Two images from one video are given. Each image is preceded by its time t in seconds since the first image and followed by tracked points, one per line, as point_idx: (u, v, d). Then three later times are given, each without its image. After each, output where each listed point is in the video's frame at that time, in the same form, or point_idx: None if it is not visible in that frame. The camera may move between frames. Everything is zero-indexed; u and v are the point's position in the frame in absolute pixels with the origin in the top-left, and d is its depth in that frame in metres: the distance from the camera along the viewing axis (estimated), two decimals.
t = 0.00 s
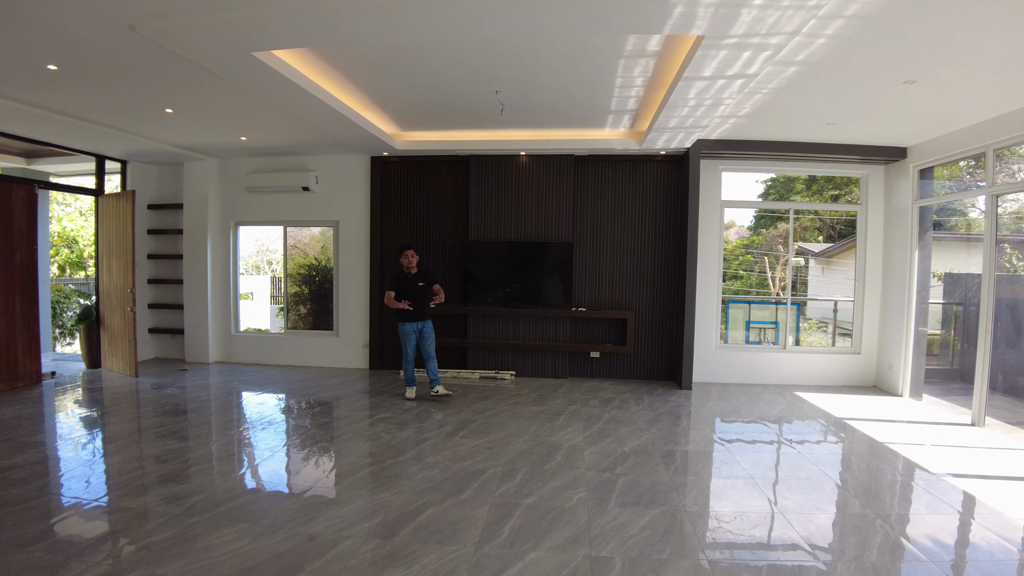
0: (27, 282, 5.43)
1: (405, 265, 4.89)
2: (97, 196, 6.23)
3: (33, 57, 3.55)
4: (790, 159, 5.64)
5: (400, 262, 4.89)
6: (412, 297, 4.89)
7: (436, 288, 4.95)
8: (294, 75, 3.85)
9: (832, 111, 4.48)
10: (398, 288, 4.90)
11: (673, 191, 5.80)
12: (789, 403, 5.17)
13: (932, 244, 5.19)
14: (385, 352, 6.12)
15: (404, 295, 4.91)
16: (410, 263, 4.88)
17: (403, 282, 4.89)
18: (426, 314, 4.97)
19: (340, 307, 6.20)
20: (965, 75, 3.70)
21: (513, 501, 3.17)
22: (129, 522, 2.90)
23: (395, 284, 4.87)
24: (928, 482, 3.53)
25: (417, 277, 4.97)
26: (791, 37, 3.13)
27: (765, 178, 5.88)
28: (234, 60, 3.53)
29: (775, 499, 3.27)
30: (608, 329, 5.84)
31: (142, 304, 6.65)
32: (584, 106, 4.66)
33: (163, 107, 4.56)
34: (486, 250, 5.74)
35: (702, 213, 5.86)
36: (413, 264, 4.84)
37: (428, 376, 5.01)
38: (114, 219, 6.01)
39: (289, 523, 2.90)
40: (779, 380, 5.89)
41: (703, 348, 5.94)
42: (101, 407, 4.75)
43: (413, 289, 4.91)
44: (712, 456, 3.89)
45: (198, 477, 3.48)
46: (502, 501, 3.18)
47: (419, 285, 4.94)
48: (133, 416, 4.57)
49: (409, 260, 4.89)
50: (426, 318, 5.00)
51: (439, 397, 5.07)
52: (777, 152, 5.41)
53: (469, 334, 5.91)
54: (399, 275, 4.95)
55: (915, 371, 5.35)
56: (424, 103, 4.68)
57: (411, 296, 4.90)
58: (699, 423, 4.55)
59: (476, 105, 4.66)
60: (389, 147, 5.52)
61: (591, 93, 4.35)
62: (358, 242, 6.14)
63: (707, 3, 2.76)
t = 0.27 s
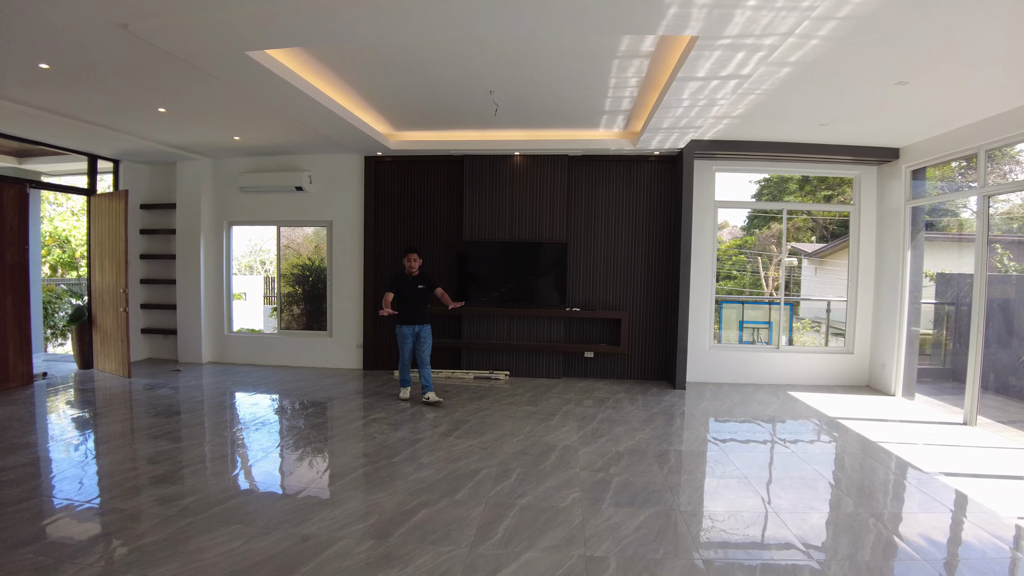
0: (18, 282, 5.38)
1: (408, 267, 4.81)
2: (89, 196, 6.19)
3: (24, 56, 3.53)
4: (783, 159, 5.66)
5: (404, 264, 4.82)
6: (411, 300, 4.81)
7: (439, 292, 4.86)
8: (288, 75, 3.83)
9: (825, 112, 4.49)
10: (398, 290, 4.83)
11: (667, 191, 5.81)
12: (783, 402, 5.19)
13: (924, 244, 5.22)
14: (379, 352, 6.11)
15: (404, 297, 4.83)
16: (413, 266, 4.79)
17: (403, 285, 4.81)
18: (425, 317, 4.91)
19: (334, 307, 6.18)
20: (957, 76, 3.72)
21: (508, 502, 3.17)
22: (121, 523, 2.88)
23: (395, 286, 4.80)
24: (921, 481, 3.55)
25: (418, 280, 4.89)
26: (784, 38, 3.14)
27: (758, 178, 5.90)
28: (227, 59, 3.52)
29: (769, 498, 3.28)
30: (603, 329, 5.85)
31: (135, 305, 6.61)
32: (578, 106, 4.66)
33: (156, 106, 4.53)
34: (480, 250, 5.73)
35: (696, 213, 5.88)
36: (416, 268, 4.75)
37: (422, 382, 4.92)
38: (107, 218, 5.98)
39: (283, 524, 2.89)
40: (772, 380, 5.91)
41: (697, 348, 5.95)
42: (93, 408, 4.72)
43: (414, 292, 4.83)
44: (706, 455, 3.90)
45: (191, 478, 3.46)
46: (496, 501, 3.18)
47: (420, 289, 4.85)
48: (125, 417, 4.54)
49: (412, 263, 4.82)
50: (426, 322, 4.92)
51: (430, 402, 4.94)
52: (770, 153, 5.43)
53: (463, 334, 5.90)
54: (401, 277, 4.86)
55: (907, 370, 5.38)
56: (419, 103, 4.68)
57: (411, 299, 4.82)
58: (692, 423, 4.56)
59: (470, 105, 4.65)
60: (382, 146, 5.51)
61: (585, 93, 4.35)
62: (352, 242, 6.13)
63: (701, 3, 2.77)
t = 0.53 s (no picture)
0: (11, 282, 5.35)
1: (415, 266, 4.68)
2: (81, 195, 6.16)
3: (16, 54, 3.50)
4: (777, 159, 5.67)
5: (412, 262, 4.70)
6: (415, 300, 4.70)
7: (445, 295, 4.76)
8: (281, 74, 3.82)
9: (820, 111, 4.50)
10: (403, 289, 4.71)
11: (662, 191, 5.82)
12: (777, 402, 5.21)
13: (918, 244, 5.24)
14: (373, 352, 6.10)
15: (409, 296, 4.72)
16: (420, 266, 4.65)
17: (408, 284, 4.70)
18: (428, 318, 4.78)
19: (328, 307, 6.16)
20: (951, 76, 3.73)
21: (503, 502, 3.17)
22: (114, 524, 2.87)
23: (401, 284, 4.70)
24: (915, 480, 3.56)
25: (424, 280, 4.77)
26: (779, 38, 3.15)
27: (752, 178, 5.91)
28: (222, 58, 3.50)
29: (764, 497, 3.29)
30: (597, 329, 5.85)
31: (128, 305, 6.58)
32: (572, 106, 4.67)
33: (150, 105, 4.51)
34: (475, 250, 5.72)
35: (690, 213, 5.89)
36: (422, 268, 4.61)
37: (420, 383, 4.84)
38: (100, 218, 5.95)
39: (277, 525, 2.88)
40: (767, 379, 5.93)
41: (691, 347, 5.96)
42: (86, 409, 4.69)
43: (418, 292, 4.72)
44: (700, 455, 3.91)
45: (185, 479, 3.45)
46: (491, 501, 3.17)
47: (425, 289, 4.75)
48: (119, 418, 4.51)
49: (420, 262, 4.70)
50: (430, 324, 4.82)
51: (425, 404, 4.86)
52: (764, 153, 5.44)
53: (457, 334, 5.89)
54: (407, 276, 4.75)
55: (901, 369, 5.40)
56: (414, 103, 4.67)
57: (415, 299, 4.71)
58: (687, 422, 4.57)
59: (464, 105, 4.64)
60: (377, 146, 5.49)
61: (580, 93, 4.36)
62: (346, 241, 6.11)
63: (696, 3, 2.77)
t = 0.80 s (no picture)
0: (5, 282, 5.32)
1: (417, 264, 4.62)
2: (75, 195, 6.14)
3: (9, 52, 3.47)
4: (772, 159, 5.69)
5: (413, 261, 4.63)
6: (419, 299, 4.66)
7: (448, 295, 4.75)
8: (276, 73, 3.81)
9: (815, 112, 4.51)
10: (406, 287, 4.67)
11: (657, 191, 5.83)
12: (772, 401, 5.22)
13: (912, 244, 5.26)
14: (369, 353, 6.09)
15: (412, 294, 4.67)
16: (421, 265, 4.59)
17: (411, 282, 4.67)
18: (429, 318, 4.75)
19: (323, 307, 6.15)
20: (945, 77, 3.75)
21: (499, 501, 3.17)
22: (108, 525, 2.85)
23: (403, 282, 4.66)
24: (910, 479, 3.58)
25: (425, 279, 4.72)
26: (774, 39, 3.15)
27: (747, 179, 5.93)
28: (217, 57, 3.49)
29: (759, 496, 3.30)
30: (593, 329, 5.86)
31: (122, 305, 6.55)
32: (568, 106, 4.67)
33: (144, 104, 4.48)
34: (470, 250, 5.72)
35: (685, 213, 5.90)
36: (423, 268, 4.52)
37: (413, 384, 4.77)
38: (94, 218, 5.92)
39: (272, 525, 2.87)
40: (762, 379, 5.95)
41: (686, 347, 5.98)
42: (80, 409, 4.67)
43: (419, 290, 4.69)
44: (696, 454, 3.92)
45: (180, 480, 3.43)
46: (487, 501, 3.17)
47: (426, 288, 4.72)
48: (113, 418, 4.49)
49: (420, 261, 4.64)
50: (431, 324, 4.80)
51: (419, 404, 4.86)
52: (759, 153, 5.45)
53: (453, 334, 5.89)
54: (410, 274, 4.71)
55: (895, 369, 5.42)
56: (409, 102, 4.66)
57: (417, 298, 4.67)
58: (682, 422, 4.58)
59: (460, 104, 4.64)
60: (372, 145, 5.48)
61: (576, 93, 4.36)
62: (341, 241, 6.10)
63: (692, 3, 2.77)
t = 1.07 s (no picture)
0: None
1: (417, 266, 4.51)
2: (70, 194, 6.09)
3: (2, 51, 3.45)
4: (767, 159, 5.70)
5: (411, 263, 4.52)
6: (424, 299, 4.56)
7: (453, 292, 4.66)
8: (272, 72, 3.80)
9: (811, 112, 4.52)
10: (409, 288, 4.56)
11: (653, 191, 5.84)
12: (767, 400, 5.23)
13: (907, 244, 5.28)
14: (364, 353, 6.08)
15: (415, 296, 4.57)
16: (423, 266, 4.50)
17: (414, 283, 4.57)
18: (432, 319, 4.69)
19: (318, 307, 6.14)
20: (941, 77, 3.76)
21: (495, 501, 3.16)
22: (104, 526, 2.84)
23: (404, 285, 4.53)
24: (905, 478, 3.59)
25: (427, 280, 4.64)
26: (769, 39, 3.16)
27: (742, 179, 5.94)
28: (213, 56, 3.47)
29: (755, 496, 3.31)
30: (589, 329, 5.86)
31: (117, 305, 6.52)
32: (564, 106, 4.68)
33: (139, 103, 4.46)
34: (467, 250, 5.71)
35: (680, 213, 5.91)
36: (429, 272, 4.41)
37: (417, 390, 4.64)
38: (89, 218, 5.90)
39: (269, 526, 2.86)
40: (757, 378, 5.96)
41: (682, 347, 5.99)
42: (75, 410, 4.64)
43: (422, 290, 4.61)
44: (692, 454, 3.92)
45: (175, 480, 3.42)
46: (484, 501, 3.17)
47: (429, 288, 4.63)
48: (108, 419, 4.47)
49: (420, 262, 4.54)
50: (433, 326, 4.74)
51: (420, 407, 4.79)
52: (754, 153, 5.46)
53: (449, 334, 5.88)
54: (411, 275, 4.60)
55: (890, 368, 5.44)
56: (405, 102, 4.65)
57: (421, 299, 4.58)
58: (678, 421, 4.58)
59: (456, 104, 4.63)
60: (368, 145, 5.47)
61: (572, 93, 4.36)
62: (337, 241, 6.09)
63: (688, 3, 2.77)
